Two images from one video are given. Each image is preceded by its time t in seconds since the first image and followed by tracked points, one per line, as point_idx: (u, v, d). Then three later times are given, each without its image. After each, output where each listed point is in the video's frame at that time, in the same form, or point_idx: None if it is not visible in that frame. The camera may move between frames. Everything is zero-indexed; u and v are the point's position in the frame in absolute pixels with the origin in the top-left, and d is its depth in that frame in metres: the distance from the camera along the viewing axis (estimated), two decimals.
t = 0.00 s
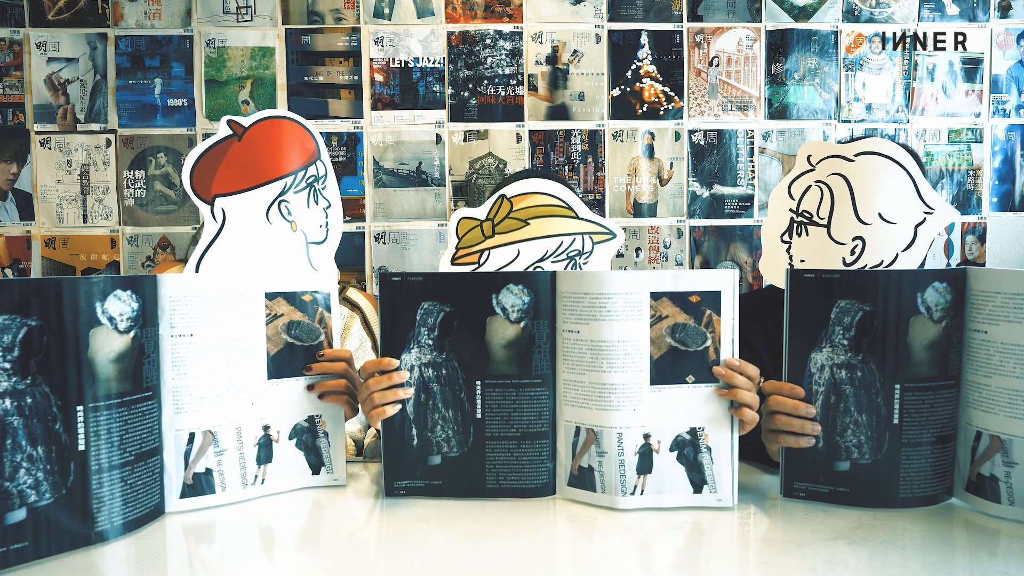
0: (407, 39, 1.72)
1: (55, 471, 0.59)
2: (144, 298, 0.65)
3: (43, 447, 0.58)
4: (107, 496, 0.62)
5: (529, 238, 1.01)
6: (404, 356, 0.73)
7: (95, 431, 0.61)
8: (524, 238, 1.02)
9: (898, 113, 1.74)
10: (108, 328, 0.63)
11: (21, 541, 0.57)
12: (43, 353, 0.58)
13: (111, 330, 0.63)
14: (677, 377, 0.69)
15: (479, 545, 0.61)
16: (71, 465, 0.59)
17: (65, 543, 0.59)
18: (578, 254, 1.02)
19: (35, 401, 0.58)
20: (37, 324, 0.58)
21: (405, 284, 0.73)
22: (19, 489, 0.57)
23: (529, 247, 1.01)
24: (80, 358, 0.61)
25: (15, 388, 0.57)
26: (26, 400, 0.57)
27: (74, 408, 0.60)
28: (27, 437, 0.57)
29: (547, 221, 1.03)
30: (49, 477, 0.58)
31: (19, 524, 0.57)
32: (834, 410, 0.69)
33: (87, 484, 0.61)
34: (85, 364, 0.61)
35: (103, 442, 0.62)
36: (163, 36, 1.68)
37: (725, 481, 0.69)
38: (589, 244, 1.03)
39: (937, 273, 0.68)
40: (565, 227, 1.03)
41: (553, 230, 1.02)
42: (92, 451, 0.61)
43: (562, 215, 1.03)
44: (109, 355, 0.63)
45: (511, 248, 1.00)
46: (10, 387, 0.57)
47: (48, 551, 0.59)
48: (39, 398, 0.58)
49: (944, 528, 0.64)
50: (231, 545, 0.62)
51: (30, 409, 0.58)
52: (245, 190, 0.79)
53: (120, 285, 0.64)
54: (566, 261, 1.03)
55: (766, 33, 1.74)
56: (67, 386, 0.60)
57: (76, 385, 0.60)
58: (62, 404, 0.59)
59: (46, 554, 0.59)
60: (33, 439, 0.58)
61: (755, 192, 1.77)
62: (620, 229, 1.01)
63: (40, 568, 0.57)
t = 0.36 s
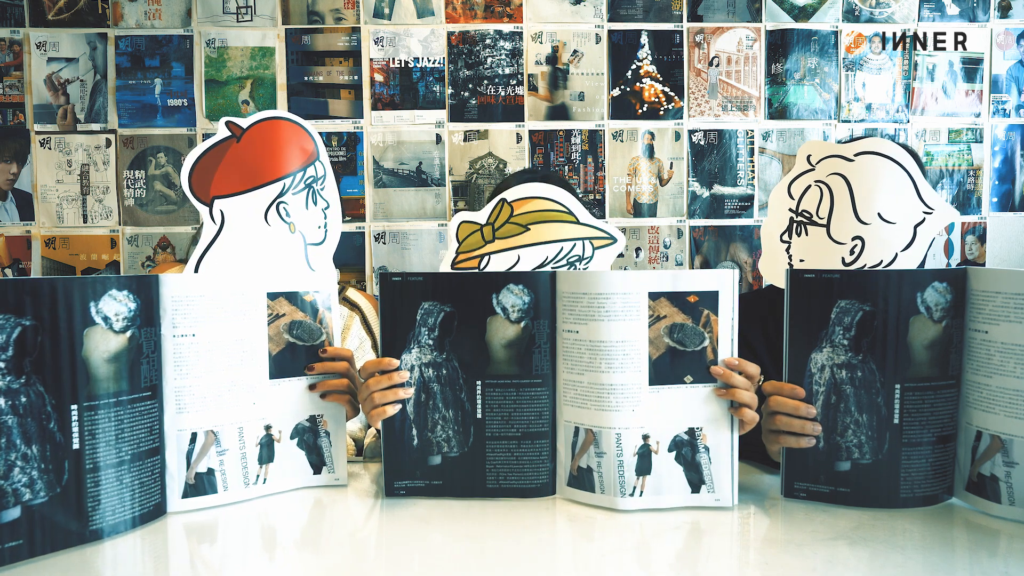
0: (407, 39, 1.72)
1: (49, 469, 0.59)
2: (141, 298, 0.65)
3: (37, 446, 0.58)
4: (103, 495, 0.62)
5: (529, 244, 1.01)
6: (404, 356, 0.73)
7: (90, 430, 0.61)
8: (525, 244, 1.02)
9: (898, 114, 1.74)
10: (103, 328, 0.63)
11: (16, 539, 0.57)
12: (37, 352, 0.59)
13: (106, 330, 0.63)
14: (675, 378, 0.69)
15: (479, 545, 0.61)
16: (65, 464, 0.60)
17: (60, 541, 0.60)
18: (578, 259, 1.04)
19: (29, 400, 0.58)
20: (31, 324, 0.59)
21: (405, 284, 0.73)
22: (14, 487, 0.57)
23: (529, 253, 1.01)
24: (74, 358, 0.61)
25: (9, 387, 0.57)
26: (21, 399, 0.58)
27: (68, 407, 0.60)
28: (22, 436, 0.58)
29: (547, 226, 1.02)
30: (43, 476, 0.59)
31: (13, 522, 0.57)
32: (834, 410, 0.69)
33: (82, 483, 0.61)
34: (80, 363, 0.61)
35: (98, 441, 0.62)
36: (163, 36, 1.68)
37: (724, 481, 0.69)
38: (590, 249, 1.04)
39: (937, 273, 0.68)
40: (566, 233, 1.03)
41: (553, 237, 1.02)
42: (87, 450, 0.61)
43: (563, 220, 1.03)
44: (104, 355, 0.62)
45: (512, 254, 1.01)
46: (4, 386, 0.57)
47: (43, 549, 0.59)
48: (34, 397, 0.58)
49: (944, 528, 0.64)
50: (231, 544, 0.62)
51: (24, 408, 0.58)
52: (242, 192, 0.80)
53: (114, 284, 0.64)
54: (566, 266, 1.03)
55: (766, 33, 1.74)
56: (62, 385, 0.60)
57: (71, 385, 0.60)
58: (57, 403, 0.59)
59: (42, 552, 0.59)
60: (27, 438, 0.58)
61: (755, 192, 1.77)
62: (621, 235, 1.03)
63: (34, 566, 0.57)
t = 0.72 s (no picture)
0: (407, 39, 1.72)
1: (45, 467, 0.60)
2: (139, 297, 0.65)
3: (34, 444, 0.59)
4: (99, 493, 0.62)
5: (528, 242, 1.01)
6: (404, 356, 0.73)
7: (86, 429, 0.62)
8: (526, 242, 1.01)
9: (898, 113, 1.74)
10: (100, 327, 0.63)
11: (12, 534, 0.58)
12: (33, 351, 0.59)
13: (103, 329, 0.63)
14: (674, 377, 0.69)
15: (480, 546, 0.61)
16: (61, 461, 0.60)
17: (56, 538, 0.60)
18: (578, 257, 1.03)
19: (26, 398, 0.59)
20: (28, 323, 0.59)
21: (405, 284, 0.73)
22: (10, 484, 0.58)
23: (529, 249, 1.01)
24: (71, 357, 0.61)
25: (6, 385, 0.58)
26: (17, 397, 0.58)
27: (64, 405, 0.61)
28: (18, 434, 0.58)
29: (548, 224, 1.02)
30: (39, 473, 0.59)
31: (9, 518, 0.58)
32: (835, 410, 0.70)
33: (77, 480, 0.61)
34: (76, 362, 0.61)
35: (94, 439, 0.62)
36: (163, 37, 1.68)
37: (723, 480, 0.69)
38: (589, 247, 1.04)
39: (937, 273, 0.68)
40: (566, 230, 1.03)
41: (554, 233, 1.02)
42: (83, 448, 0.62)
43: (563, 218, 1.03)
44: (100, 354, 0.63)
45: (512, 251, 1.00)
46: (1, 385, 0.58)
47: (38, 546, 0.59)
48: (30, 396, 0.59)
49: (944, 528, 0.64)
50: (231, 544, 0.62)
51: (21, 406, 0.59)
52: (239, 192, 0.80)
53: (112, 284, 0.64)
54: (566, 264, 1.03)
55: (766, 33, 1.74)
56: (58, 383, 0.60)
57: (67, 384, 0.61)
58: (52, 402, 0.60)
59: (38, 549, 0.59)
60: (23, 436, 0.59)
61: (755, 192, 1.77)
62: (622, 234, 1.03)
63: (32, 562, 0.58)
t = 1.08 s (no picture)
0: (407, 39, 1.72)
1: (45, 466, 0.60)
2: (139, 297, 0.65)
3: (34, 444, 0.59)
4: (99, 493, 0.62)
5: (529, 242, 1.03)
6: (404, 356, 0.73)
7: (87, 429, 0.62)
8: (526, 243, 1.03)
9: (898, 114, 1.74)
10: (100, 327, 0.63)
11: (11, 533, 0.58)
12: (34, 351, 0.59)
13: (103, 329, 0.63)
14: (674, 378, 0.69)
15: (479, 546, 0.61)
16: (61, 461, 0.60)
17: (55, 538, 0.60)
18: (579, 257, 1.04)
19: (26, 398, 0.59)
20: (28, 323, 0.59)
21: (405, 284, 0.73)
22: (9, 483, 0.58)
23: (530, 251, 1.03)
24: (70, 357, 0.61)
25: (7, 384, 0.58)
26: (17, 397, 0.58)
27: (64, 405, 0.61)
28: (18, 434, 0.58)
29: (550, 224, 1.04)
30: (39, 472, 0.59)
31: (9, 517, 0.58)
32: (834, 410, 0.70)
33: (77, 480, 0.61)
34: (76, 362, 0.61)
35: (94, 439, 0.62)
36: (163, 37, 1.68)
37: (723, 481, 0.69)
38: (591, 248, 1.05)
39: (936, 273, 0.68)
40: (568, 231, 1.05)
41: (554, 235, 1.03)
42: (83, 448, 0.62)
43: (564, 219, 1.04)
44: (100, 354, 0.63)
45: (513, 252, 1.03)
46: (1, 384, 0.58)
47: (37, 545, 0.59)
48: (30, 395, 0.59)
49: (944, 528, 0.64)
50: (232, 544, 0.62)
51: (21, 406, 0.59)
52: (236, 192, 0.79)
53: (112, 284, 0.64)
54: (567, 264, 1.04)
55: (766, 33, 1.74)
56: (58, 383, 0.60)
57: (66, 383, 0.61)
58: (52, 401, 0.60)
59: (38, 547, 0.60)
60: (24, 435, 0.59)
61: (755, 192, 1.77)
62: (623, 235, 1.05)
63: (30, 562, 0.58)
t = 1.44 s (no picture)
0: (407, 39, 1.72)
1: (35, 426, 0.61)
2: (60, 288, 0.70)
3: (20, 404, 0.61)
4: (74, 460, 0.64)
5: (528, 242, 1.05)
6: (403, 356, 0.73)
7: (59, 393, 0.65)
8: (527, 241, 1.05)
9: (898, 114, 1.74)
10: (40, 309, 0.67)
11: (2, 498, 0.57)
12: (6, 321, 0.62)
13: (42, 311, 0.67)
14: (674, 379, 0.69)
15: (480, 545, 0.61)
16: (45, 421, 0.62)
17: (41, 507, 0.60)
18: (579, 256, 1.07)
19: (10, 359, 0.61)
20: None
21: (405, 284, 0.73)
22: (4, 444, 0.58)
23: (530, 250, 1.04)
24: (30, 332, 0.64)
25: None
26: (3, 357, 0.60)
27: (38, 369, 0.63)
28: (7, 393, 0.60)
29: (550, 224, 1.07)
30: (28, 434, 0.60)
31: None
32: (834, 410, 0.70)
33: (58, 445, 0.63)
34: (34, 335, 0.65)
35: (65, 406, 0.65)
36: (163, 37, 1.68)
37: (718, 479, 0.69)
38: (591, 248, 1.08)
39: (936, 273, 0.68)
40: (569, 230, 1.07)
41: (554, 234, 1.07)
42: (61, 410, 0.64)
43: (563, 218, 1.07)
44: (48, 330, 0.66)
45: (513, 251, 1.04)
46: None
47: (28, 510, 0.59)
48: (12, 357, 0.61)
49: (945, 528, 0.64)
50: (232, 542, 0.62)
51: (9, 366, 0.61)
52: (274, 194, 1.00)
53: (40, 276, 0.69)
54: (567, 264, 1.06)
55: (766, 33, 1.74)
56: (32, 352, 0.63)
57: (37, 353, 0.64)
58: (30, 366, 0.63)
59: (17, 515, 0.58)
60: (12, 396, 0.60)
61: (755, 192, 1.77)
62: (624, 234, 1.08)
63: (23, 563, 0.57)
